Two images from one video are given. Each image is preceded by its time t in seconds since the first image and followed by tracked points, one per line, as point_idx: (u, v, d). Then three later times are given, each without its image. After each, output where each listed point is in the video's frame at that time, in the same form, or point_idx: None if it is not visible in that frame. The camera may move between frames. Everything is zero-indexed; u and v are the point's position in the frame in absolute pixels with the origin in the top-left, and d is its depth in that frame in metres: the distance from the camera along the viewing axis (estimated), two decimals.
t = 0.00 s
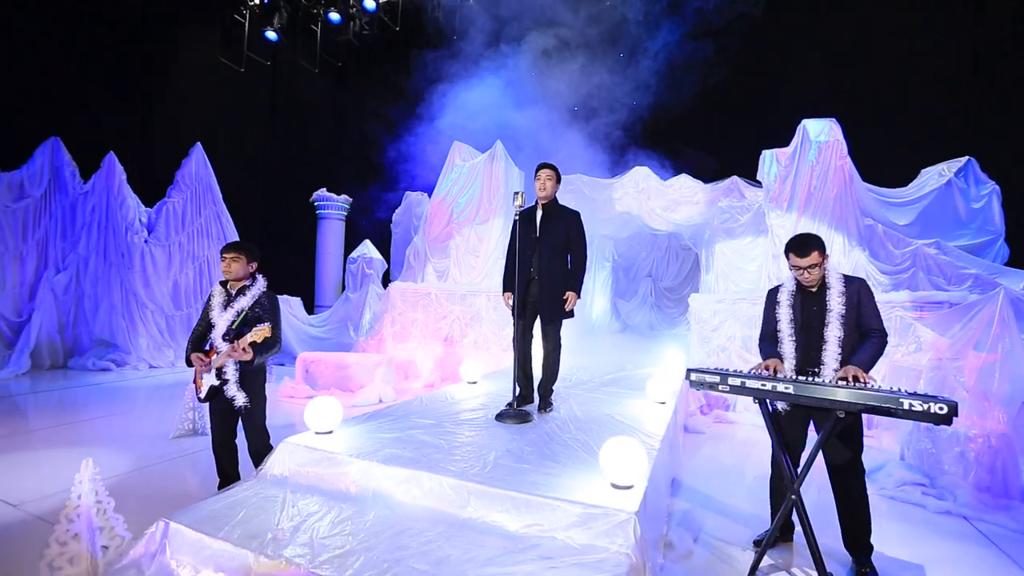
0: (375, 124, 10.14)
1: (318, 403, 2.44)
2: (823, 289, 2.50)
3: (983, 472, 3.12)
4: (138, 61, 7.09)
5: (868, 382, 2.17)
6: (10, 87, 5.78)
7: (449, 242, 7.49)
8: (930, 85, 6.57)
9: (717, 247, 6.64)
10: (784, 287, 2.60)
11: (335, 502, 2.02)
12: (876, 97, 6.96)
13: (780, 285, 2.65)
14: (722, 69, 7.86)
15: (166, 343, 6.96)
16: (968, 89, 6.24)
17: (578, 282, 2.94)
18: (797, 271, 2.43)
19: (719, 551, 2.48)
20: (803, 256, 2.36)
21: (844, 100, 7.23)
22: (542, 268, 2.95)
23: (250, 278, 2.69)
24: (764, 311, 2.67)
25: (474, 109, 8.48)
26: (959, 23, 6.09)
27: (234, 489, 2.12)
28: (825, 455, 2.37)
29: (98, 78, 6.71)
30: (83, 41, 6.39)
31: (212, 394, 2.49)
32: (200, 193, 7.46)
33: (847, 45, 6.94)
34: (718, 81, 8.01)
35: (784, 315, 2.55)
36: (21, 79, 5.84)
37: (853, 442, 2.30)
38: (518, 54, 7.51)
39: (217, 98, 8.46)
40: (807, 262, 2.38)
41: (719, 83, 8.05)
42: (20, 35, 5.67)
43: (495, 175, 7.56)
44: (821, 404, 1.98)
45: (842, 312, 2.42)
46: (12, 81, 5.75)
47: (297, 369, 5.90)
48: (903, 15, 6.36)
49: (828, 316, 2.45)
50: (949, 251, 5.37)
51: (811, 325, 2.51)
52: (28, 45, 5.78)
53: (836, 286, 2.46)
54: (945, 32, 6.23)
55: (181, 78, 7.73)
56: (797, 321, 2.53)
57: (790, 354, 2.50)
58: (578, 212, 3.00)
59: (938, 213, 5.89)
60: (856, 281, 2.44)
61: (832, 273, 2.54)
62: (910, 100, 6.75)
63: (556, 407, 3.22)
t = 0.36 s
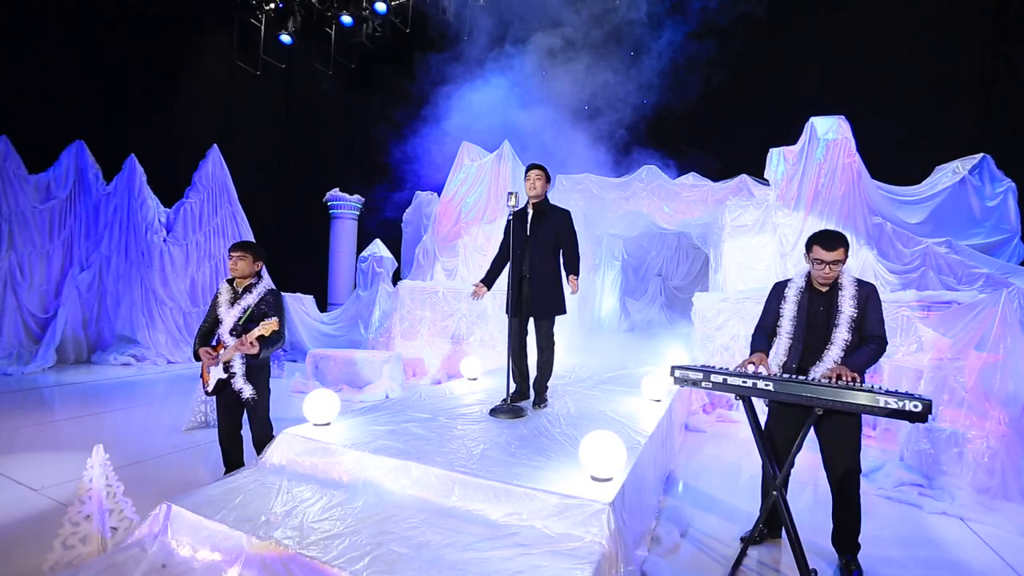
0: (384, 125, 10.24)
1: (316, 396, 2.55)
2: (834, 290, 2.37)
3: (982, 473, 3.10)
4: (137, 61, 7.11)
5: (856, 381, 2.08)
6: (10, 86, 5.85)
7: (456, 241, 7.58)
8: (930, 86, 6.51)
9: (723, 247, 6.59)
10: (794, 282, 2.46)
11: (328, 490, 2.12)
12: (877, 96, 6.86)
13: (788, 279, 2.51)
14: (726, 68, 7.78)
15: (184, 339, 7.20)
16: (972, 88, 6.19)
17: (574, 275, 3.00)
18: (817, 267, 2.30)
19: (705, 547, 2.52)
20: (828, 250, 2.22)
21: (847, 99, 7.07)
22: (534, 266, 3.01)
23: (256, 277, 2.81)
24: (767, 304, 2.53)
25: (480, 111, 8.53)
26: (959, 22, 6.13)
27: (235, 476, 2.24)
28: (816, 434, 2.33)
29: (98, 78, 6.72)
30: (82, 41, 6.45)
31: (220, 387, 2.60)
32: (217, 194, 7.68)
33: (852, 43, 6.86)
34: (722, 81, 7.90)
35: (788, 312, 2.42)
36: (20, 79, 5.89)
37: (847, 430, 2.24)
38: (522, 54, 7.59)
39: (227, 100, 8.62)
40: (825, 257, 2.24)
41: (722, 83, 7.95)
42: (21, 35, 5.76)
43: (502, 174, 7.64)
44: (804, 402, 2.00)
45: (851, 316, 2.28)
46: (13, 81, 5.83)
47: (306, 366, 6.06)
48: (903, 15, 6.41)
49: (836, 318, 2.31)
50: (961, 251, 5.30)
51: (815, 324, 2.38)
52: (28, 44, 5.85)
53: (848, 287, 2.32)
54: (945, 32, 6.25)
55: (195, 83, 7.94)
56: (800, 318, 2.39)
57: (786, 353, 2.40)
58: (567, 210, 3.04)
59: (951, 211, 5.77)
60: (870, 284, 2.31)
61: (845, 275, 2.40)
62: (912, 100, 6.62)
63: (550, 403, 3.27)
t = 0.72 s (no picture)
0: (388, 127, 10.26)
1: (313, 390, 2.64)
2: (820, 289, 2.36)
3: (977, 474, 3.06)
4: (137, 61, 7.22)
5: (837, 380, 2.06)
6: (11, 86, 5.96)
7: (462, 240, 7.67)
8: (931, 86, 6.58)
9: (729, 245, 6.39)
10: (781, 282, 2.47)
11: (321, 479, 2.21)
12: (879, 96, 6.93)
13: (777, 278, 2.53)
14: (726, 69, 7.83)
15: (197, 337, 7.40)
16: (971, 88, 6.26)
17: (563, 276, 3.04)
18: (800, 256, 2.30)
19: (690, 541, 2.56)
20: (813, 240, 2.24)
21: (848, 99, 7.14)
22: (524, 265, 3.09)
23: (260, 276, 2.92)
24: (756, 303, 2.53)
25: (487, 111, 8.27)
26: (959, 22, 6.06)
27: (235, 466, 2.34)
28: (802, 433, 2.31)
29: (98, 78, 6.84)
30: (82, 41, 6.58)
31: (225, 381, 2.71)
32: (230, 195, 7.90)
33: (853, 41, 6.84)
34: (722, 81, 8.00)
35: (774, 310, 2.43)
36: (21, 79, 6.01)
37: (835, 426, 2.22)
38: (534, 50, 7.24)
39: (232, 101, 8.76)
40: (812, 248, 2.25)
41: (722, 83, 8.05)
42: (21, 36, 5.91)
43: (507, 174, 7.71)
44: (780, 397, 2.03)
45: (835, 314, 2.26)
46: (14, 81, 5.95)
47: (314, 362, 6.22)
48: (903, 16, 6.33)
49: (821, 316, 2.30)
50: (968, 249, 5.22)
51: (800, 323, 2.36)
52: (29, 44, 5.98)
53: (833, 287, 2.31)
54: (945, 32, 6.22)
55: (199, 85, 8.12)
56: (785, 317, 2.40)
57: (773, 351, 2.38)
58: (555, 209, 3.12)
59: (960, 209, 5.72)
60: (856, 283, 2.29)
61: (832, 274, 2.38)
62: (913, 100, 6.70)
63: (543, 400, 3.34)
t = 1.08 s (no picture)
0: (393, 131, 10.42)
1: (308, 386, 2.75)
2: (785, 290, 2.40)
3: (967, 473, 3.06)
4: (137, 61, 7.41)
5: (811, 377, 2.09)
6: (11, 86, 6.18)
7: (467, 241, 7.77)
8: (933, 84, 6.70)
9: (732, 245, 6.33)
10: (749, 285, 2.54)
11: (313, 470, 2.32)
12: (879, 95, 7.07)
13: (746, 281, 2.60)
14: (726, 69, 7.88)
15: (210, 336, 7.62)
16: (971, 86, 6.41)
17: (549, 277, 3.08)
18: (766, 252, 2.36)
19: (671, 535, 2.62)
20: (773, 234, 2.33)
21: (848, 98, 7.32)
22: (513, 265, 3.18)
23: (266, 276, 3.04)
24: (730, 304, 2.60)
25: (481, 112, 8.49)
26: (959, 22, 6.10)
27: (233, 457, 2.46)
28: (775, 438, 2.35)
29: (97, 78, 7.06)
30: (82, 41, 6.79)
31: (227, 377, 2.83)
32: (240, 197, 8.11)
33: (853, 39, 6.91)
34: (722, 81, 8.08)
35: (744, 311, 2.48)
36: (21, 80, 6.25)
37: (804, 423, 2.28)
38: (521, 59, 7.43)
39: (239, 103, 8.98)
40: (775, 243, 2.31)
41: (722, 83, 8.13)
42: (21, 36, 6.13)
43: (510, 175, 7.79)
44: (752, 394, 2.08)
45: (801, 311, 2.31)
46: (13, 81, 6.16)
47: (320, 360, 6.38)
48: (903, 16, 6.37)
49: (786, 314, 2.34)
50: (972, 247, 5.17)
51: (768, 321, 2.41)
52: (29, 44, 6.21)
53: (798, 284, 2.36)
54: (945, 32, 6.28)
55: (209, 90, 8.37)
56: (754, 317, 2.44)
57: (744, 350, 2.43)
58: (543, 210, 3.21)
59: (966, 208, 5.61)
60: (821, 279, 2.34)
61: (799, 272, 2.43)
62: (912, 100, 6.85)
63: (534, 397, 3.42)
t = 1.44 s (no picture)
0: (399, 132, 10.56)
1: (306, 381, 2.87)
2: (760, 289, 2.45)
3: (956, 472, 3.07)
4: (137, 60, 7.45)
5: (789, 374, 2.13)
6: (11, 86, 6.19)
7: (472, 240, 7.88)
8: (935, 85, 6.66)
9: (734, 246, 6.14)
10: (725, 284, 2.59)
11: (307, 461, 2.43)
12: (881, 95, 7.07)
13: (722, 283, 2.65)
14: (726, 70, 7.91)
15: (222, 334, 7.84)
16: (970, 87, 6.39)
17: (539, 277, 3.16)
18: (742, 256, 2.40)
19: (655, 529, 2.68)
20: (750, 241, 2.39)
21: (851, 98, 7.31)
22: (505, 265, 3.26)
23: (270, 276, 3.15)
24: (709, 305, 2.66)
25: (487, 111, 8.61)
26: (960, 22, 6.00)
27: (233, 448, 2.59)
28: (753, 435, 2.40)
29: (97, 78, 7.09)
30: (82, 40, 6.84)
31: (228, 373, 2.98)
32: (251, 199, 8.31)
33: (854, 37, 6.79)
34: (722, 83, 8.18)
35: (720, 312, 2.53)
36: (21, 80, 6.28)
37: (781, 419, 2.33)
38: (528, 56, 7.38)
39: (245, 105, 9.13)
40: (750, 247, 2.38)
41: (723, 86, 8.25)
42: (22, 36, 6.21)
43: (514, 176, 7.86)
44: (726, 390, 2.14)
45: (774, 309, 2.37)
46: (13, 80, 6.21)
47: (326, 358, 6.53)
48: (903, 15, 6.28)
49: (760, 311, 2.40)
50: (975, 247, 5.11)
51: (742, 319, 2.47)
52: (28, 44, 6.26)
53: (772, 284, 2.42)
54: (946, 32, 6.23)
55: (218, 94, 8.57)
56: (731, 318, 2.49)
57: (722, 349, 2.48)
58: (534, 211, 3.29)
59: (972, 207, 5.50)
60: (793, 281, 2.39)
61: (772, 272, 2.49)
62: (915, 99, 6.84)
63: (527, 393, 3.50)
